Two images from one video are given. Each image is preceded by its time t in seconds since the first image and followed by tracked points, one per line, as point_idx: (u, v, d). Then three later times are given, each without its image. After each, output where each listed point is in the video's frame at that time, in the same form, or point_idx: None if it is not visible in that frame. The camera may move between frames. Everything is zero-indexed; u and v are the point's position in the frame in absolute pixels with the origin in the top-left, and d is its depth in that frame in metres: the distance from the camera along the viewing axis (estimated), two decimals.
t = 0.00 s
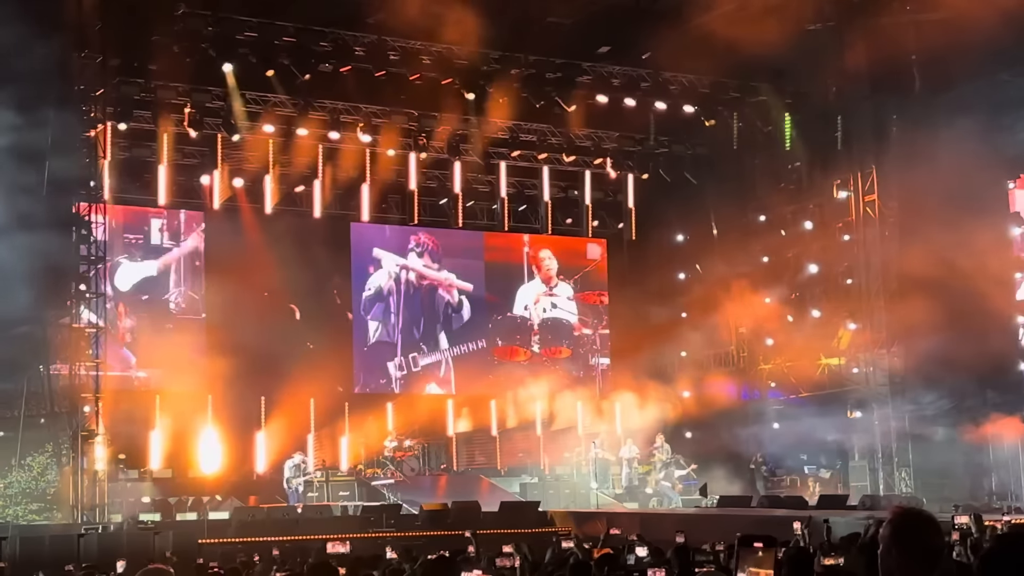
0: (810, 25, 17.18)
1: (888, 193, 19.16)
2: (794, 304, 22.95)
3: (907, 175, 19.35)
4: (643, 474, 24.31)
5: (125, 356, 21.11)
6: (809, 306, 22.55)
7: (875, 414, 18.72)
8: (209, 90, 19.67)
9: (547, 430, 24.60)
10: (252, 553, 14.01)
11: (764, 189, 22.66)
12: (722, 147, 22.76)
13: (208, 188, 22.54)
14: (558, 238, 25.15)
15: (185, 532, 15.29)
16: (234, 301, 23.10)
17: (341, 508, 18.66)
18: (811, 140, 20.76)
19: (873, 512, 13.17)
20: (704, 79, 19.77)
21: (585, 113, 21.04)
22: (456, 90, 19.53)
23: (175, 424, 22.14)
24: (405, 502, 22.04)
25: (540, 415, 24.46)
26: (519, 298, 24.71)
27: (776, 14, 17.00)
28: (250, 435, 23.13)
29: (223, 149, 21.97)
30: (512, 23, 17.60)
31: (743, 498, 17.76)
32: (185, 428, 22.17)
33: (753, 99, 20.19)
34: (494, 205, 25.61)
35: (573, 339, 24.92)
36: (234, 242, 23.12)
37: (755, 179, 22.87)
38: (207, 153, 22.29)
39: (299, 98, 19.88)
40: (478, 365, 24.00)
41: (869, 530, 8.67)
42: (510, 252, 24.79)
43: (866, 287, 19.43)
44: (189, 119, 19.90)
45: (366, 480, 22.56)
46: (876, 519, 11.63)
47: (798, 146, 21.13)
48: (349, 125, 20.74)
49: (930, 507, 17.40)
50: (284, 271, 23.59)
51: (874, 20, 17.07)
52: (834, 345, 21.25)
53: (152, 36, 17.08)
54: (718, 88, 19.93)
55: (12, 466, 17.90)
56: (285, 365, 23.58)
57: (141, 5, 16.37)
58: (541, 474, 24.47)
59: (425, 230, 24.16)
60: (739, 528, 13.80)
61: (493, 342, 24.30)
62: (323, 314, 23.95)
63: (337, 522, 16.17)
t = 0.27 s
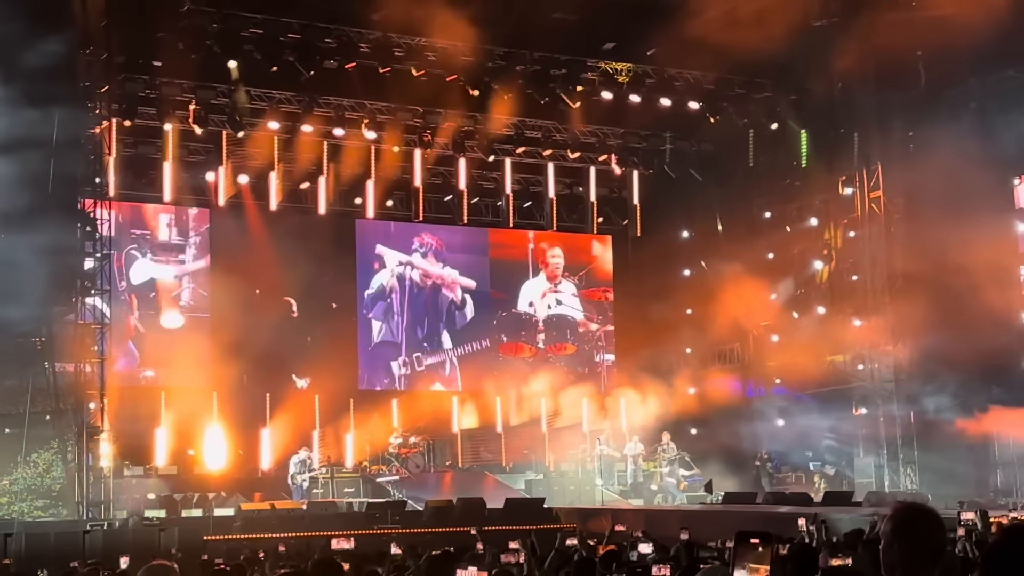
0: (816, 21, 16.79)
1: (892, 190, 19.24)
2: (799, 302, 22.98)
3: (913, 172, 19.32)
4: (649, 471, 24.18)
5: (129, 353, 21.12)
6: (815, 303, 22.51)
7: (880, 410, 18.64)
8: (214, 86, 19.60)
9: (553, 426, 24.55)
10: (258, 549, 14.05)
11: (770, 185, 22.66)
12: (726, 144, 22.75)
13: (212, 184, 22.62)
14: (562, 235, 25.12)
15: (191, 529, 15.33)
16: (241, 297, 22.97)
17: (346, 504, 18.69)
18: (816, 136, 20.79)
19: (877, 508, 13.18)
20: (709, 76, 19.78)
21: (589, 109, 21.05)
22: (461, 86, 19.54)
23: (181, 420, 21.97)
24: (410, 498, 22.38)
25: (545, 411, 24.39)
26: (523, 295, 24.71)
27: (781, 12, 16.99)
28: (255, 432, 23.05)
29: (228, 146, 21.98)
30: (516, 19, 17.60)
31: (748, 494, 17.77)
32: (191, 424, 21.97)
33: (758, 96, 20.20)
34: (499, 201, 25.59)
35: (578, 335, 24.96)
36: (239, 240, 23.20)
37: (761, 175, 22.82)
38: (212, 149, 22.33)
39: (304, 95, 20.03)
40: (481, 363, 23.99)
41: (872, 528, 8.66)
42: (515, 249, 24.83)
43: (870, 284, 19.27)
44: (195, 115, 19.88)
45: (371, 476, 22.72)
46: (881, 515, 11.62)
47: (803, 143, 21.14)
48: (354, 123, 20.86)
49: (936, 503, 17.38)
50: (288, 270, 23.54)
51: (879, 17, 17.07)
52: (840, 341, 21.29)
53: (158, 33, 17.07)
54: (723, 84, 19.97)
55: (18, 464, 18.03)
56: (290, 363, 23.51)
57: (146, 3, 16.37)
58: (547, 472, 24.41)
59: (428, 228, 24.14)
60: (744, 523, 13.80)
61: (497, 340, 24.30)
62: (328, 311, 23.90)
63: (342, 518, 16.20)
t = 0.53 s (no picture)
0: (819, 17, 16.82)
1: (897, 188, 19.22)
2: (804, 299, 22.99)
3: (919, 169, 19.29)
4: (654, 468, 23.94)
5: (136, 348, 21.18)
6: (820, 299, 22.51)
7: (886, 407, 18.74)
8: (218, 82, 19.46)
9: (555, 423, 24.63)
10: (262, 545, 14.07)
11: (775, 181, 22.66)
12: (732, 139, 22.74)
13: (217, 180, 22.64)
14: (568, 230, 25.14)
15: (196, 525, 15.35)
16: (246, 293, 23.01)
17: (351, 501, 18.70)
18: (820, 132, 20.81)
19: (881, 503, 13.17)
20: (713, 72, 19.80)
21: (594, 104, 21.06)
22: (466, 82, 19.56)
23: (185, 416, 22.09)
24: (414, 494, 22.07)
25: (548, 407, 24.53)
26: (528, 290, 24.73)
27: (784, 8, 17.00)
28: (259, 428, 23.14)
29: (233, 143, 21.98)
30: (520, 15, 17.61)
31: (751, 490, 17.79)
32: (196, 419, 22.14)
33: (762, 92, 20.23)
34: (503, 197, 25.40)
35: (582, 331, 24.99)
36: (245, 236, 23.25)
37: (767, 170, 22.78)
38: (217, 145, 22.33)
39: (308, 90, 20.07)
40: (485, 359, 24.10)
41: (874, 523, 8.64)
42: (519, 245, 24.80)
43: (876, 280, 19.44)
44: (200, 111, 19.81)
45: (375, 473, 22.57)
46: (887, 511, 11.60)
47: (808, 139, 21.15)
48: (359, 119, 20.89)
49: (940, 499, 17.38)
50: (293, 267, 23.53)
51: (882, 13, 17.08)
52: (846, 337, 21.31)
53: (163, 29, 17.10)
54: (727, 80, 19.99)
55: (24, 459, 17.98)
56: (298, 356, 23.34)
57: None
58: (550, 469, 24.19)
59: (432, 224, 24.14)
60: (748, 518, 13.81)
61: (502, 335, 24.38)
62: (332, 306, 23.92)
63: (346, 514, 16.22)
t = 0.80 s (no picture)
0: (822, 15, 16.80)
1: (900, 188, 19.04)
2: (807, 297, 22.97)
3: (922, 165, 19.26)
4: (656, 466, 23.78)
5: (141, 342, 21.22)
6: (823, 296, 22.48)
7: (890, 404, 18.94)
8: (221, 79, 19.59)
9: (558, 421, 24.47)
10: (264, 542, 14.09)
11: (778, 177, 22.62)
12: (735, 136, 22.70)
13: (220, 178, 22.61)
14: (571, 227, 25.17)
15: (199, 522, 15.38)
16: (250, 292, 23.02)
17: (355, 499, 18.69)
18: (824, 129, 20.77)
19: (884, 502, 13.15)
20: (717, 69, 19.76)
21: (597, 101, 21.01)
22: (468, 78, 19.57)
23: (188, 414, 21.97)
24: (417, 491, 22.13)
25: (552, 405, 24.36)
26: (531, 287, 24.77)
27: (787, 5, 16.97)
28: (262, 425, 22.95)
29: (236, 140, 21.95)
30: (523, 13, 17.59)
31: (754, 488, 17.78)
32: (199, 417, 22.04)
33: (766, 89, 20.21)
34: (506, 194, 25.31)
35: (585, 328, 24.97)
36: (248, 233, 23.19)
37: (772, 163, 22.72)
38: (219, 142, 22.29)
39: (311, 87, 20.03)
40: (488, 355, 24.12)
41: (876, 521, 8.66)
42: (522, 242, 24.80)
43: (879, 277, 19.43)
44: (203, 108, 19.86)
45: (378, 470, 22.69)
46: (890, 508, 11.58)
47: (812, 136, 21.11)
48: (362, 117, 20.79)
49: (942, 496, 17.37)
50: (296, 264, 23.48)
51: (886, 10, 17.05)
52: (851, 334, 21.28)
53: (165, 26, 17.10)
54: (731, 77, 19.96)
55: (27, 457, 17.99)
56: (297, 352, 23.35)
57: None
58: (553, 465, 24.27)
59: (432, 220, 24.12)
60: (751, 516, 13.79)
61: (505, 332, 24.38)
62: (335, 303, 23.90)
63: (350, 511, 16.22)
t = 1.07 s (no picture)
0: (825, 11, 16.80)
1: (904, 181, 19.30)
2: (810, 294, 22.96)
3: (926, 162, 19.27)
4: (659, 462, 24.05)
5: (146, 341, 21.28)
6: (826, 293, 22.49)
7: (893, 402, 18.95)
8: (224, 77, 19.65)
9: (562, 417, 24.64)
10: (267, 540, 14.07)
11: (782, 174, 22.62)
12: (739, 133, 22.69)
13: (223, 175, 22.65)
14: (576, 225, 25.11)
15: (202, 519, 15.38)
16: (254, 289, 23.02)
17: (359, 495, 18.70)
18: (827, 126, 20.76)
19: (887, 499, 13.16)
20: (720, 66, 19.75)
21: (600, 98, 21.01)
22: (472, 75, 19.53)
23: (192, 412, 21.93)
24: (420, 488, 22.29)
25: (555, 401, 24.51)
26: (534, 285, 24.74)
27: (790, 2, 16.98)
28: (266, 423, 22.92)
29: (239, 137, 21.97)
30: (527, 10, 17.59)
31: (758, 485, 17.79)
32: (203, 414, 21.99)
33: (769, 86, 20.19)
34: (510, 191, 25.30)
35: (588, 325, 24.90)
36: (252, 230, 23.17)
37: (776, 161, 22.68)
38: (223, 138, 22.32)
39: (314, 84, 20.02)
40: (491, 353, 24.10)
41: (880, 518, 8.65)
42: (525, 241, 24.80)
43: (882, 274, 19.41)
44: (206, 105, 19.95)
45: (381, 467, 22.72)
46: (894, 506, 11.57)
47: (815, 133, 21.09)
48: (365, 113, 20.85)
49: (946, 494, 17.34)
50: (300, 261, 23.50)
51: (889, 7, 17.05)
52: (854, 331, 21.28)
53: (168, 23, 17.13)
54: (734, 74, 19.95)
55: (31, 453, 17.93)
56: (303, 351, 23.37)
57: None
58: (557, 462, 24.47)
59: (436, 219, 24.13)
60: (754, 513, 13.80)
61: (508, 330, 24.36)
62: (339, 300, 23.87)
63: (353, 508, 16.23)
